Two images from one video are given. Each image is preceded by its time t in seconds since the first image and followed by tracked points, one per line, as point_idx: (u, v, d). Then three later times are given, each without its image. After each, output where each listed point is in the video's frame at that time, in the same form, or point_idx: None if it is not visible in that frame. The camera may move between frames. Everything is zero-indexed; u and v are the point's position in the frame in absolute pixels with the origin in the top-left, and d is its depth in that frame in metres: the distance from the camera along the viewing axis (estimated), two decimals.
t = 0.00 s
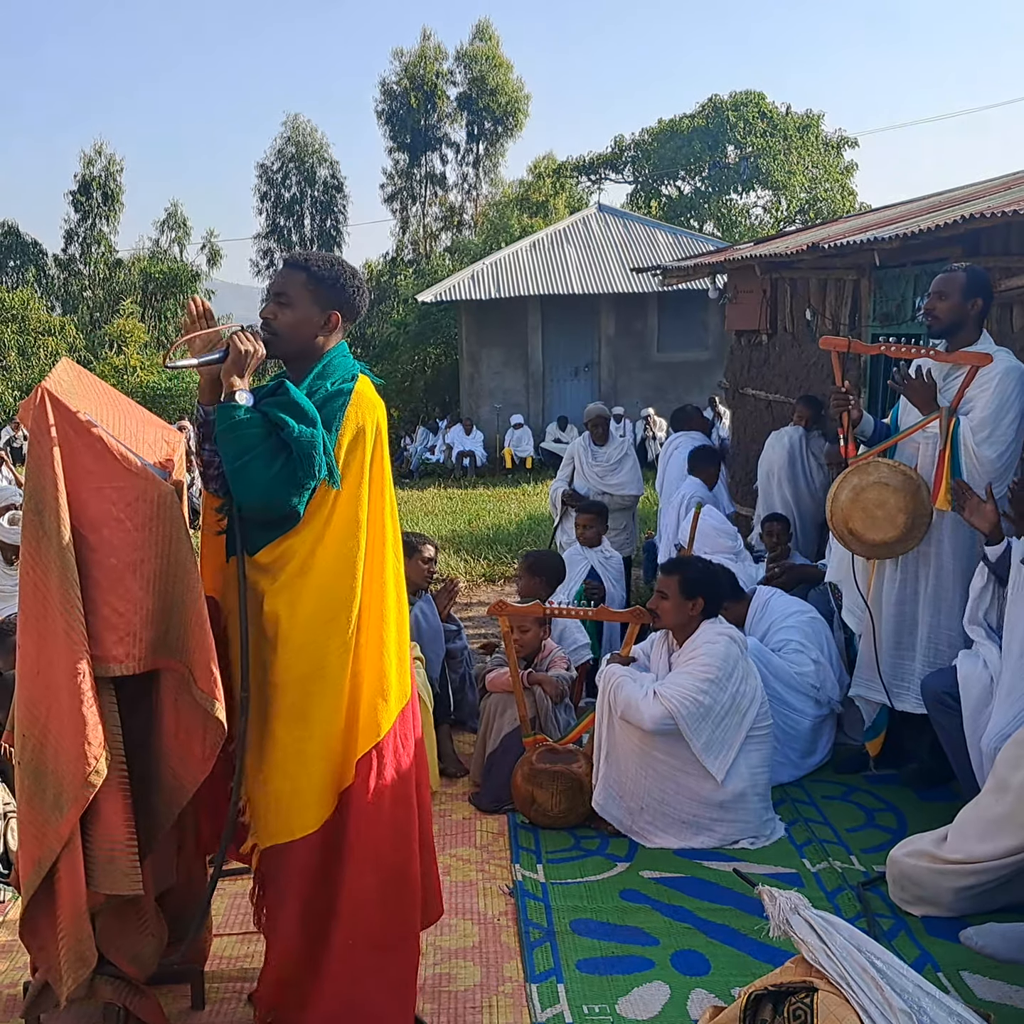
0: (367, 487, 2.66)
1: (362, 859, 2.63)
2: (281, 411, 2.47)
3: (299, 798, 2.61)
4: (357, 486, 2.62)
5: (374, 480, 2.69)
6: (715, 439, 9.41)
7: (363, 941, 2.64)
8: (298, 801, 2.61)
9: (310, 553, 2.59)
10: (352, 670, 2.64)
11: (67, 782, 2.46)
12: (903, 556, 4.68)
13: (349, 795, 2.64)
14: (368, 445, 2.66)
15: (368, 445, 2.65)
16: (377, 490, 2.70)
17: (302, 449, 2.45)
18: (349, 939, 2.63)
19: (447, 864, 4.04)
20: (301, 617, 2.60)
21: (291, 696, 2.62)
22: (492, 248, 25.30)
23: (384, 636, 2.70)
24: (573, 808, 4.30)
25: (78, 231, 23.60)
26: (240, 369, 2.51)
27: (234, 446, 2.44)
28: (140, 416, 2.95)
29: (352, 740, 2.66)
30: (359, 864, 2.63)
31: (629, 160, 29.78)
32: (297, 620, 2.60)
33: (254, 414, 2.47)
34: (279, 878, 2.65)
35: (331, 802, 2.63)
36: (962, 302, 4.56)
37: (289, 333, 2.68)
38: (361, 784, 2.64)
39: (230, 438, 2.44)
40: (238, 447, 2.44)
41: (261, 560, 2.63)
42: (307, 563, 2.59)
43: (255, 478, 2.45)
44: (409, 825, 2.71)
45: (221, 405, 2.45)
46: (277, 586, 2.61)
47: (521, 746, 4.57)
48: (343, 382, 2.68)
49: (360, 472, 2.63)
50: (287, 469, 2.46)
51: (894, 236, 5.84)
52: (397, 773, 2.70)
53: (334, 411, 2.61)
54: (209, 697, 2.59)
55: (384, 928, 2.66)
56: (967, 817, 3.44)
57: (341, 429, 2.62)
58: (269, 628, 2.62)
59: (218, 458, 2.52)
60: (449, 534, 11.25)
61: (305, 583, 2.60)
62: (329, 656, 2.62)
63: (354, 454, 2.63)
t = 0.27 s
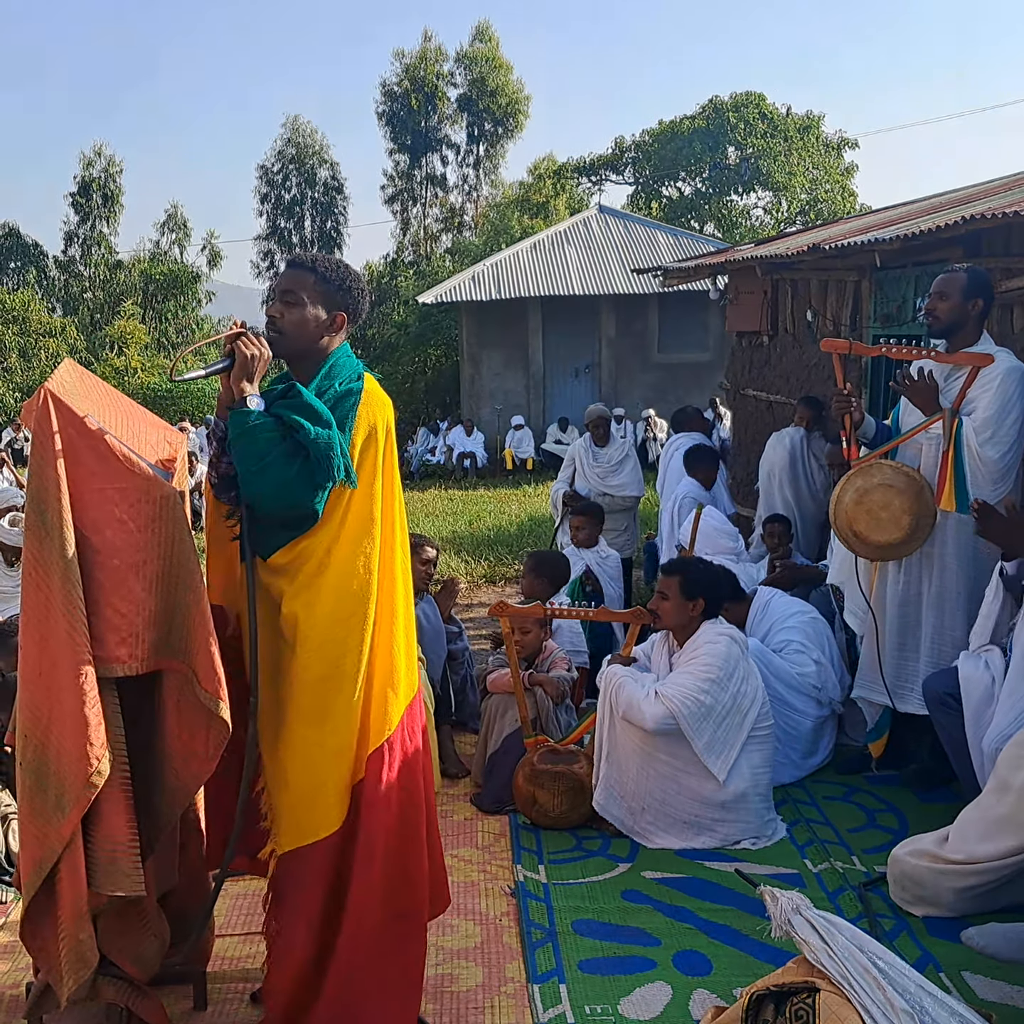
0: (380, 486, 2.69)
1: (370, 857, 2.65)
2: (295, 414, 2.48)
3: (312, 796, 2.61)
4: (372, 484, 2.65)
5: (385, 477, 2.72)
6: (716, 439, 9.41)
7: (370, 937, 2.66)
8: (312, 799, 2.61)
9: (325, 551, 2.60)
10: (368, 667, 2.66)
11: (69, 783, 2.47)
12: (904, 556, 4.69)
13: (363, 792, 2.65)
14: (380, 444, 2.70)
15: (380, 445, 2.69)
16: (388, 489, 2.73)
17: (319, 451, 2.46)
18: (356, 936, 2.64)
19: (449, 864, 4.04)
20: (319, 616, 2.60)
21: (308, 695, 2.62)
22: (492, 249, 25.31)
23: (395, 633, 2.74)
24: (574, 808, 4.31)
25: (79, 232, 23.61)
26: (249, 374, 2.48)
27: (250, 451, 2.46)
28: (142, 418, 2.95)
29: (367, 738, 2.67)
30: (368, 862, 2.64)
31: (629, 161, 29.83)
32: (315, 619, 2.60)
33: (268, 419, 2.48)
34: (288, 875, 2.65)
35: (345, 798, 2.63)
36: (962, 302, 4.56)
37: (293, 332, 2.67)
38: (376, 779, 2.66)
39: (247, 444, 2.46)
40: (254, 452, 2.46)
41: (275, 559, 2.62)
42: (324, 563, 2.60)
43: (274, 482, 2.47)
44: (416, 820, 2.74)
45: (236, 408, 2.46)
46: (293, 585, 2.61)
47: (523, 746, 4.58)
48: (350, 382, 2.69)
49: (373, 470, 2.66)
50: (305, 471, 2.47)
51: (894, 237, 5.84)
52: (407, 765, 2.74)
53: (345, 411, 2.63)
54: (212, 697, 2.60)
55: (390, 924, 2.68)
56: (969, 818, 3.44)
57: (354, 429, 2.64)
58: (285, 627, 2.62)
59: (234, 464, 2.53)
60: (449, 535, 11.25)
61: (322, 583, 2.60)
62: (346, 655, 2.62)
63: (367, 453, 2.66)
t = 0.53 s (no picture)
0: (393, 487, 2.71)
1: (380, 858, 2.65)
2: (313, 416, 2.49)
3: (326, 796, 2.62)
4: (386, 486, 2.67)
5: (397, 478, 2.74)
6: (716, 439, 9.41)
7: (379, 937, 2.66)
8: (327, 799, 2.62)
9: (342, 552, 2.60)
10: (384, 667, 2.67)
11: (70, 783, 2.47)
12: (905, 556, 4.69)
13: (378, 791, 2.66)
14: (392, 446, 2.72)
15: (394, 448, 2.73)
16: (401, 491, 2.75)
17: (343, 453, 2.47)
18: (365, 937, 2.65)
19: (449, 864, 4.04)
20: (338, 618, 2.60)
21: (325, 696, 2.61)
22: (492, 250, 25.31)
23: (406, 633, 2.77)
24: (574, 808, 4.31)
25: (78, 233, 23.62)
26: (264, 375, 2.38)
27: (272, 456, 2.42)
28: (142, 419, 2.95)
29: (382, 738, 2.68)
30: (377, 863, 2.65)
31: (629, 162, 29.83)
32: (332, 621, 2.60)
33: (287, 420, 2.47)
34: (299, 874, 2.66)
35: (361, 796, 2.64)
36: (962, 303, 4.56)
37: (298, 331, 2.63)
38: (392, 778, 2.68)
39: (268, 448, 2.41)
40: (279, 457, 2.42)
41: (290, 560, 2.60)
42: (342, 564, 2.60)
43: (298, 484, 2.45)
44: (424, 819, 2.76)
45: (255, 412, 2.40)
46: (309, 586, 2.60)
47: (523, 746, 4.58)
48: (359, 383, 2.71)
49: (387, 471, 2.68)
50: (331, 473, 2.48)
51: (894, 237, 5.85)
52: (418, 763, 2.76)
53: (361, 411, 2.67)
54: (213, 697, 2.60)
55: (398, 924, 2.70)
56: (970, 818, 3.43)
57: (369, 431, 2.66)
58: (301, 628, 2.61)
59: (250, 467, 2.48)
60: (449, 536, 11.26)
61: (341, 584, 2.60)
62: (364, 656, 2.63)
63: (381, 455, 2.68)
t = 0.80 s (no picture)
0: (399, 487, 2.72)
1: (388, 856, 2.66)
2: (323, 415, 2.50)
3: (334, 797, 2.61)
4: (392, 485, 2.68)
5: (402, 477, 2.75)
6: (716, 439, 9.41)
7: (387, 935, 2.67)
8: (335, 800, 2.61)
9: (349, 550, 2.59)
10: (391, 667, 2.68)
11: (70, 784, 2.47)
12: (904, 557, 4.69)
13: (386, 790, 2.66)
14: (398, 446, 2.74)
15: (401, 448, 2.74)
16: (405, 491, 2.76)
17: (358, 451, 2.49)
18: (376, 936, 2.66)
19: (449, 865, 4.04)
20: (347, 617, 2.59)
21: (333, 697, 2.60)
22: (492, 250, 25.31)
23: (410, 632, 2.78)
24: (574, 809, 4.30)
25: (77, 233, 23.62)
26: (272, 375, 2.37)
27: (288, 457, 2.41)
28: (141, 419, 2.95)
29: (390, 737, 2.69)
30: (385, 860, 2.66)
31: (628, 162, 29.84)
32: (340, 621, 2.59)
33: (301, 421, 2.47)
34: (307, 873, 2.65)
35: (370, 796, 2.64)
36: (961, 303, 4.56)
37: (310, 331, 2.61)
38: (400, 777, 2.68)
39: (285, 449, 2.39)
40: (295, 459, 2.41)
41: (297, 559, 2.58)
42: (350, 563, 2.60)
43: (314, 482, 2.45)
44: (428, 815, 2.78)
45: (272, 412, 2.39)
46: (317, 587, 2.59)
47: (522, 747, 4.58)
48: (364, 382, 2.72)
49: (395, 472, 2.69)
50: (346, 471, 2.50)
51: (894, 237, 5.85)
52: (423, 761, 2.78)
53: (370, 409, 2.68)
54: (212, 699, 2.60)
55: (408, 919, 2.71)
56: (970, 818, 3.43)
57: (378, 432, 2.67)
58: (309, 628, 2.59)
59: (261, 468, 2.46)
60: (449, 536, 11.26)
61: (348, 583, 2.60)
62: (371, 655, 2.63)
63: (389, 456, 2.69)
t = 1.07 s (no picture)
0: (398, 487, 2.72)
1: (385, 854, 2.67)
2: (326, 416, 2.52)
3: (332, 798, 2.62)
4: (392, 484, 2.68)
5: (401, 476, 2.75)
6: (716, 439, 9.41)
7: (385, 933, 2.68)
8: (330, 801, 2.62)
9: (346, 550, 2.59)
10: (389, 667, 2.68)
11: (69, 783, 2.47)
12: (903, 556, 4.69)
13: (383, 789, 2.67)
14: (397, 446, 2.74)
15: (401, 447, 2.75)
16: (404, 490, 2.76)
17: (361, 450, 2.51)
18: (375, 933, 2.67)
19: (449, 864, 4.04)
20: (343, 616, 2.59)
21: (329, 698, 2.60)
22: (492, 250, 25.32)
23: (410, 632, 2.78)
24: (574, 808, 4.31)
25: (76, 233, 23.62)
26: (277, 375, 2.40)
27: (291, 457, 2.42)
28: (141, 417, 2.95)
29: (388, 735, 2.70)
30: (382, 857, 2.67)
31: (628, 162, 29.84)
32: (337, 621, 2.59)
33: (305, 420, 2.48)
34: (305, 874, 2.66)
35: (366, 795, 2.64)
36: (961, 303, 4.56)
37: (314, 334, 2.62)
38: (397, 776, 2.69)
39: (290, 449, 2.39)
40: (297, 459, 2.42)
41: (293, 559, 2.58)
42: (347, 563, 2.60)
43: (316, 482, 2.46)
44: (426, 814, 2.79)
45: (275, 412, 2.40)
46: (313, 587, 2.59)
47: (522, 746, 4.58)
48: (365, 381, 2.74)
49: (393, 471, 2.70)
50: (349, 470, 2.51)
51: (893, 237, 5.85)
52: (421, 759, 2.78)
53: (371, 407, 2.70)
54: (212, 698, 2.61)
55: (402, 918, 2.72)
56: (969, 817, 3.43)
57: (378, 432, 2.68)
58: (305, 627, 2.60)
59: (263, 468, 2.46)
60: (449, 536, 11.25)
61: (345, 583, 2.60)
62: (368, 656, 2.63)
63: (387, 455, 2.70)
